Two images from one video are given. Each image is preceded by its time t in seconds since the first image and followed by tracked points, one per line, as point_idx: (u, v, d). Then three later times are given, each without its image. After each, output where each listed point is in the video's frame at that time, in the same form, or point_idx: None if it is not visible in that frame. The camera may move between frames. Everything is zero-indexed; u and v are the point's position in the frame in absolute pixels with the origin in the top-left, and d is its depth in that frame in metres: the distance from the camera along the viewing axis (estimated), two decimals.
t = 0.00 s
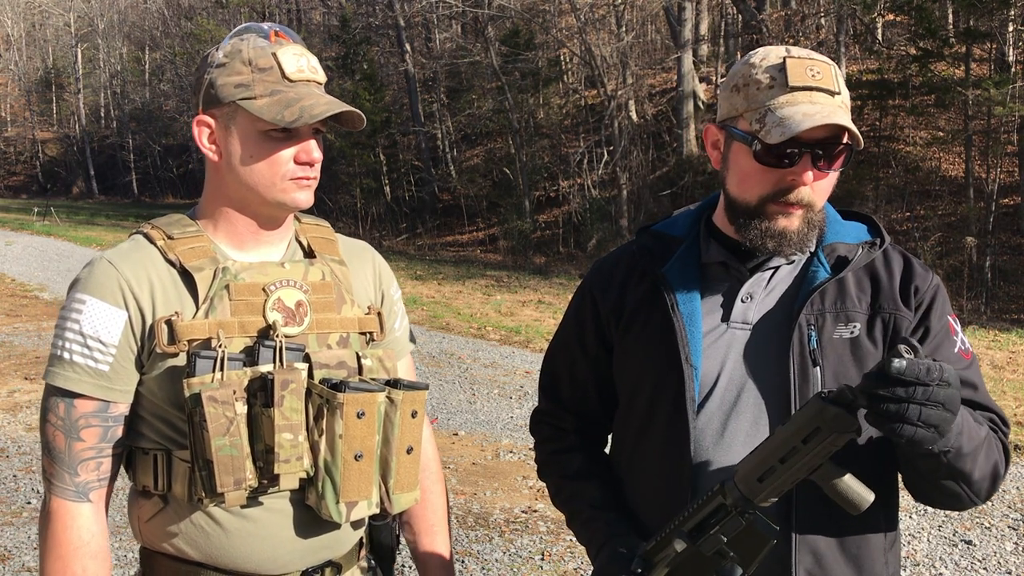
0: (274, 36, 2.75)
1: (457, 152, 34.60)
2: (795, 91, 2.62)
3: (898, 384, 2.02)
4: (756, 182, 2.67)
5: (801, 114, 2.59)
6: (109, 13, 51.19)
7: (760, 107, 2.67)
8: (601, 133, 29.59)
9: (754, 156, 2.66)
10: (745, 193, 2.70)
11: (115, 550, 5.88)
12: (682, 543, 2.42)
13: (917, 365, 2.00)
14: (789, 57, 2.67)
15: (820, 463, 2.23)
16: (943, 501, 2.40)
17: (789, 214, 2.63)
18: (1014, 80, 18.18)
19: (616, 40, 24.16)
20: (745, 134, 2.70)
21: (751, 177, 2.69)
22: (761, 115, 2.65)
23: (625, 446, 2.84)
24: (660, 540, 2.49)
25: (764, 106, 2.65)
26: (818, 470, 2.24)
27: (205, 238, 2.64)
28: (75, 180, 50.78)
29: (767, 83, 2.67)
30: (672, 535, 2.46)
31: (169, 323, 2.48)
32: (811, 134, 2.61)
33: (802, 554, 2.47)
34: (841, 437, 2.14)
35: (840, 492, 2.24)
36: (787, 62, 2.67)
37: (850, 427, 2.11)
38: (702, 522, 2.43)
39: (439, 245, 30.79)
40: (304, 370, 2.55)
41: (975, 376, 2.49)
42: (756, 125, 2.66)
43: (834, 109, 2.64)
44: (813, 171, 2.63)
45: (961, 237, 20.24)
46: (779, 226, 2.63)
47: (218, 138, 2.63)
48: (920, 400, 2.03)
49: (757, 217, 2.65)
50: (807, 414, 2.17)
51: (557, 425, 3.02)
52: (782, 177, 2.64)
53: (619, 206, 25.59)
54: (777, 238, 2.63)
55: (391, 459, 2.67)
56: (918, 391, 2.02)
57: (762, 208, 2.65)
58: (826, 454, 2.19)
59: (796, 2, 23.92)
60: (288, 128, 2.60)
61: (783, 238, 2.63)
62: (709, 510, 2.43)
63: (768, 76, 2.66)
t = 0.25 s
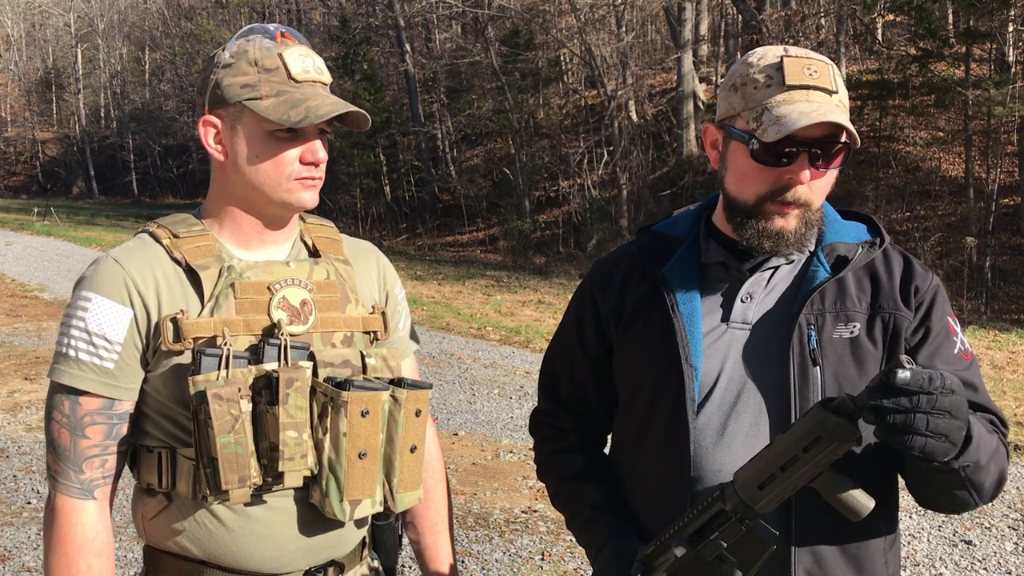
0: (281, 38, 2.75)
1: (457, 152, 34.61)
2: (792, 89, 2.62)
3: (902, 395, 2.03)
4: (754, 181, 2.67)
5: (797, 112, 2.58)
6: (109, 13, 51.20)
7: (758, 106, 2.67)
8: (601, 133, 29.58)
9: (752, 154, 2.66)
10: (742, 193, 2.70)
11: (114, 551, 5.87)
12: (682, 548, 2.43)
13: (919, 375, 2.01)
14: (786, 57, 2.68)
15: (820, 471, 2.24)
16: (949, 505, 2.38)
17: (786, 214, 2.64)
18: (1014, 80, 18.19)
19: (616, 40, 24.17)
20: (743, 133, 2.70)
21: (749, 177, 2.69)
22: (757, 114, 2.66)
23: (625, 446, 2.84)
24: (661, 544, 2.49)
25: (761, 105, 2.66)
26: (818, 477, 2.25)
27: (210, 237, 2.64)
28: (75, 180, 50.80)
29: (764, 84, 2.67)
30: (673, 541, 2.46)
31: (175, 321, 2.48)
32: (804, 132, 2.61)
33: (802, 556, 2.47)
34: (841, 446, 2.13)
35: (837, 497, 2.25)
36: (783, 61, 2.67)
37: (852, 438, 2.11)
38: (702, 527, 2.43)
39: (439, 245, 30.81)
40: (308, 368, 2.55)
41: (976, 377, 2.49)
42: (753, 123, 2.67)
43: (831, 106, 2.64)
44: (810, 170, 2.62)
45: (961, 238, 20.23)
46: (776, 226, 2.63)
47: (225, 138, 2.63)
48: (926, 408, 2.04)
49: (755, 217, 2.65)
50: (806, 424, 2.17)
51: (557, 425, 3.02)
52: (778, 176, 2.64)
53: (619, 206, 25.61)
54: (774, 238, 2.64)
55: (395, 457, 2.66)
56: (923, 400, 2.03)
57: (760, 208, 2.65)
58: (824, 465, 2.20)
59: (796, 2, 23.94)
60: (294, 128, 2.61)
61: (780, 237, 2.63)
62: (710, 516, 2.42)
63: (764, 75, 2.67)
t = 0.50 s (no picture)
0: (284, 38, 2.75)
1: (457, 152, 34.61)
2: (761, 83, 2.63)
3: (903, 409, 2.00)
4: (731, 177, 2.70)
5: (759, 106, 2.60)
6: (109, 13, 51.22)
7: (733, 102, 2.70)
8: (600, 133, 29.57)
9: (724, 151, 2.69)
10: (721, 189, 2.73)
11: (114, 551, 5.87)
12: (679, 545, 2.39)
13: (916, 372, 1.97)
14: (758, 51, 2.68)
15: (813, 463, 2.16)
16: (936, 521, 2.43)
17: (763, 208, 2.65)
18: (1014, 80, 18.18)
19: (616, 40, 24.17)
20: (717, 129, 2.73)
21: (728, 172, 2.71)
22: (726, 111, 2.69)
23: (625, 446, 2.84)
24: (657, 541, 2.45)
25: (734, 100, 2.69)
26: (807, 469, 2.17)
27: (212, 237, 2.64)
28: (75, 180, 50.84)
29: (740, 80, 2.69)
30: (670, 538, 2.42)
31: (177, 319, 2.48)
32: (768, 124, 2.63)
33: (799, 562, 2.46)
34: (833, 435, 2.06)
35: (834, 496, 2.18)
36: (755, 56, 2.67)
37: (842, 428, 2.04)
38: (698, 522, 2.39)
39: (439, 245, 30.81)
40: (310, 368, 2.55)
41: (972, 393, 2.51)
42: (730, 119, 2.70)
43: (807, 97, 2.63)
44: (782, 163, 2.64)
45: (961, 238, 20.22)
46: (756, 220, 2.64)
47: (227, 138, 2.64)
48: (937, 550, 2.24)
49: (735, 212, 2.68)
50: (796, 415, 2.12)
51: (556, 426, 3.02)
52: (752, 170, 2.67)
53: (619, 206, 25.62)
54: (757, 234, 2.65)
55: (395, 458, 2.66)
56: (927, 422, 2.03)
57: (737, 202, 2.68)
58: (814, 457, 2.13)
59: (796, 2, 23.95)
60: (297, 129, 2.61)
61: (762, 232, 2.65)
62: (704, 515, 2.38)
63: (736, 72, 2.68)
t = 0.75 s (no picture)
0: (282, 38, 2.75)
1: (457, 152, 34.61)
2: (731, 79, 2.68)
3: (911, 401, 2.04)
4: (709, 174, 2.76)
5: (724, 103, 2.68)
6: (109, 13, 51.23)
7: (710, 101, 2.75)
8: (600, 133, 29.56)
9: (702, 148, 2.78)
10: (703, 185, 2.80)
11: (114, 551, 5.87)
12: (685, 537, 2.37)
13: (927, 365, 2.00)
14: (732, 51, 2.75)
15: (823, 454, 2.13)
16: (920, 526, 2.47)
17: (743, 204, 2.67)
18: (1014, 80, 18.18)
19: (616, 40, 24.16)
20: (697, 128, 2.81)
21: (711, 168, 2.75)
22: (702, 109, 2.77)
23: (625, 446, 2.84)
24: (662, 534, 2.43)
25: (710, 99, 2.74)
26: (819, 459, 2.15)
27: (211, 238, 2.64)
28: (75, 180, 50.85)
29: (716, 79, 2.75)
30: (675, 531, 2.41)
31: (175, 320, 2.48)
32: (732, 119, 2.69)
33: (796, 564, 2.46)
34: (840, 428, 2.06)
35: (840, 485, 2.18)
36: (729, 55, 2.74)
37: (853, 417, 2.03)
38: (702, 516, 2.37)
39: (439, 245, 30.81)
40: (308, 369, 2.54)
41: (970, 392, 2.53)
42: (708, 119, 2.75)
43: (779, 91, 2.66)
44: (752, 156, 2.66)
45: (961, 238, 20.20)
46: (738, 217, 2.66)
47: (225, 139, 2.64)
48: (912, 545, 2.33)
49: (718, 208, 2.70)
50: (809, 405, 2.10)
51: (556, 425, 3.01)
52: (726, 166, 2.70)
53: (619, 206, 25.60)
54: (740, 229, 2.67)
55: (394, 458, 2.67)
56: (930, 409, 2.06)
57: (719, 199, 2.71)
58: (823, 448, 2.11)
59: (796, 2, 23.96)
60: (295, 130, 2.61)
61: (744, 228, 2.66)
62: (711, 509, 2.35)
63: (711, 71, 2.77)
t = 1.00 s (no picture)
0: (277, 37, 2.74)
1: (457, 152, 34.61)
2: (723, 76, 2.70)
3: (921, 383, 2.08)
4: (703, 170, 2.76)
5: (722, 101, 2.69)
6: (109, 13, 51.21)
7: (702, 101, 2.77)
8: (601, 133, 29.53)
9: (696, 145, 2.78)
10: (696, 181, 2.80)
11: (114, 551, 5.88)
12: (695, 528, 2.38)
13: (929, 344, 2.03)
14: (726, 49, 2.76)
15: (832, 437, 2.15)
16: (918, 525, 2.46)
17: (737, 200, 2.67)
18: (1014, 80, 18.17)
19: (616, 40, 24.16)
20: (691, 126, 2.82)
21: (705, 166, 2.76)
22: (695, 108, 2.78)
23: (623, 446, 2.84)
24: (671, 526, 2.43)
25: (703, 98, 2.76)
26: (829, 444, 2.17)
27: (208, 238, 2.64)
28: (75, 180, 50.86)
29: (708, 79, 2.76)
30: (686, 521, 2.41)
31: (171, 322, 2.48)
32: (725, 115, 2.71)
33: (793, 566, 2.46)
34: (848, 408, 2.08)
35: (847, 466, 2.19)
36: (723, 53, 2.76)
37: (862, 396, 2.06)
38: (711, 507, 2.37)
39: (439, 245, 30.80)
40: (305, 370, 2.55)
41: (968, 388, 2.53)
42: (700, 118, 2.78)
43: (770, 87, 2.67)
44: (743, 150, 2.67)
45: (961, 238, 20.18)
46: (730, 213, 2.66)
47: (221, 139, 2.63)
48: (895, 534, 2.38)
49: (709, 205, 2.70)
50: (819, 388, 2.12)
51: (555, 425, 3.02)
52: (719, 162, 2.71)
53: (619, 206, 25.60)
54: (731, 226, 2.67)
55: (392, 459, 2.67)
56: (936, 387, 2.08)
57: (712, 195, 2.71)
58: (832, 432, 2.14)
59: (796, 2, 23.96)
60: (291, 128, 2.61)
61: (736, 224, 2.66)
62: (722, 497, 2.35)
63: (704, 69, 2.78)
